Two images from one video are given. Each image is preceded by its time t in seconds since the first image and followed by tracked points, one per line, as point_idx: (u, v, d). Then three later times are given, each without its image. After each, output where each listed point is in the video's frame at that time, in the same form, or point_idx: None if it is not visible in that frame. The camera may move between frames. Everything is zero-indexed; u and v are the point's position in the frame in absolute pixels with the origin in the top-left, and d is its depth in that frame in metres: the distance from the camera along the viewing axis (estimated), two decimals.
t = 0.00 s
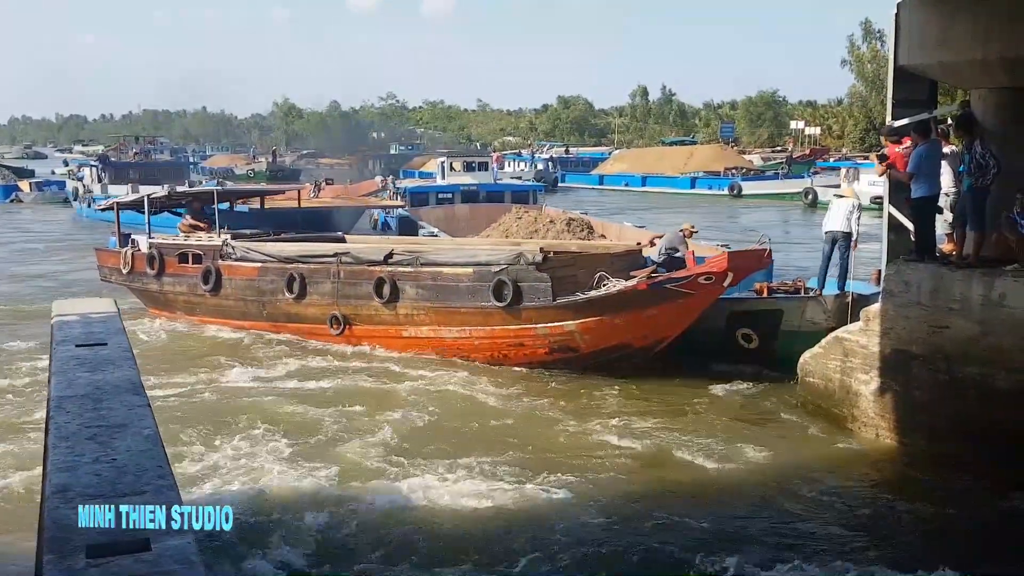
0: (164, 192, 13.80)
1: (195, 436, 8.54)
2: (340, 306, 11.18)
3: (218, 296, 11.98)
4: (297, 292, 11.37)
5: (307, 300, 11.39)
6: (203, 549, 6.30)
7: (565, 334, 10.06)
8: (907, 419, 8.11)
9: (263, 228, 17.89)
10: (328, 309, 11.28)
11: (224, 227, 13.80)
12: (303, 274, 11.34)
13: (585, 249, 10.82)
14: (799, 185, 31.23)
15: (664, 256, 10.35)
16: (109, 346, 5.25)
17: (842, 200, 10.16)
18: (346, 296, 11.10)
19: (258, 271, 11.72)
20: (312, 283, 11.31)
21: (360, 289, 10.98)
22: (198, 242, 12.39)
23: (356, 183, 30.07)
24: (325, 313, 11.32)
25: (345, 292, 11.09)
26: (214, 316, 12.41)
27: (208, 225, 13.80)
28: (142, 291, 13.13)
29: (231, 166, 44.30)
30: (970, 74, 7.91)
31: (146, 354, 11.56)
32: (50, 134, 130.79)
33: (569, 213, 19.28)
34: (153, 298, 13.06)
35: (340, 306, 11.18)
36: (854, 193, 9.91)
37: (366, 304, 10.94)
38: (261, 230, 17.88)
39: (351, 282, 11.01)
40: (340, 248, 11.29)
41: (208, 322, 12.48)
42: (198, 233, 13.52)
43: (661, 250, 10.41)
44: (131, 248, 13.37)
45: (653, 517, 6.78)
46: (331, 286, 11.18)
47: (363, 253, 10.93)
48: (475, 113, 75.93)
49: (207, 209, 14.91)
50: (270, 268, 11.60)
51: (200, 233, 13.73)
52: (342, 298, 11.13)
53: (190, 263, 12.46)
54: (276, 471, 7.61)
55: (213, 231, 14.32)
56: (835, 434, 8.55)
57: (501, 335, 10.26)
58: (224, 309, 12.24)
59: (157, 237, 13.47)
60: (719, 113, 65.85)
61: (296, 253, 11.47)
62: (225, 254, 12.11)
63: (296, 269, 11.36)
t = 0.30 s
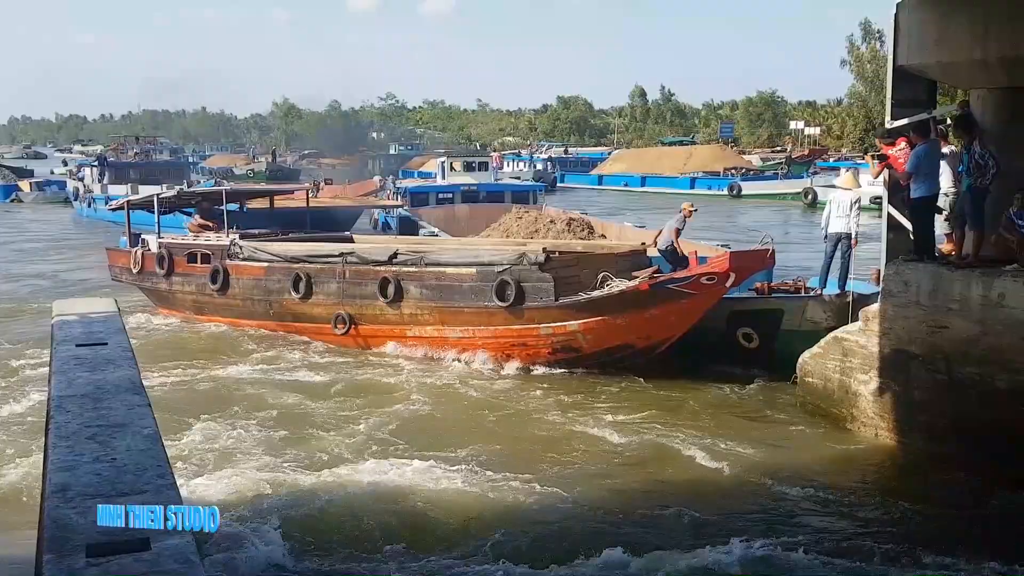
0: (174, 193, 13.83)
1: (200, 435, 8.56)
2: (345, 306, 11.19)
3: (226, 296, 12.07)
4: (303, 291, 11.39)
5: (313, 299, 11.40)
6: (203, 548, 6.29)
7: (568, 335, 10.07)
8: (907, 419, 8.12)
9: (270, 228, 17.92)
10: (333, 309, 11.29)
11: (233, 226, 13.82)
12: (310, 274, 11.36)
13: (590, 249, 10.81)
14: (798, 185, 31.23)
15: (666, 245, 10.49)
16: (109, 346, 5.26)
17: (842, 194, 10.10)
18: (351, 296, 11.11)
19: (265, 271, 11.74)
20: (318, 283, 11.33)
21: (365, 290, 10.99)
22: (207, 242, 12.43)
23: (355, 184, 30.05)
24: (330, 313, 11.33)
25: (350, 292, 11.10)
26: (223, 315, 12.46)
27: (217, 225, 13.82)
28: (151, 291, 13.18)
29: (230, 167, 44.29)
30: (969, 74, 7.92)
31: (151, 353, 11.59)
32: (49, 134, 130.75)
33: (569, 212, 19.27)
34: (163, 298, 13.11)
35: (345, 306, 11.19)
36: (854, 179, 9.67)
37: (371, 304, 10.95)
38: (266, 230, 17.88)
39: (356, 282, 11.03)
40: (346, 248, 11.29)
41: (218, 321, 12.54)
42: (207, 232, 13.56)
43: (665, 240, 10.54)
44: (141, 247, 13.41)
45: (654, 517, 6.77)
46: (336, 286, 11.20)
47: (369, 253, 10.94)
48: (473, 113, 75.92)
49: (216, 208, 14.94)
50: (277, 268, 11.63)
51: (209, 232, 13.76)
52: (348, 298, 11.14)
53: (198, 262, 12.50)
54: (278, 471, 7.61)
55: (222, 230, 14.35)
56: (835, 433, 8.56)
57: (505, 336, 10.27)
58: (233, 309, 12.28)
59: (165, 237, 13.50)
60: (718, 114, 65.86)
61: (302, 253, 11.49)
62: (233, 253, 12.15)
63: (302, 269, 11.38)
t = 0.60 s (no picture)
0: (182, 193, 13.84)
1: (206, 435, 8.56)
2: (350, 307, 11.20)
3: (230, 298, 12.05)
4: (309, 292, 11.43)
5: (318, 300, 11.44)
6: (203, 548, 6.30)
7: (569, 336, 10.07)
8: (905, 419, 8.13)
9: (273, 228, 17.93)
10: (338, 309, 11.32)
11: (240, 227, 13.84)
12: (315, 274, 11.38)
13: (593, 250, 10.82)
14: (797, 185, 31.23)
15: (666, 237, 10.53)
16: (109, 346, 5.26)
17: (841, 193, 10.08)
18: (356, 298, 11.12)
19: (271, 272, 11.75)
20: (323, 284, 11.34)
21: (368, 291, 11.00)
22: (214, 243, 12.44)
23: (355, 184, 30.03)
24: (335, 314, 11.36)
25: (355, 294, 11.11)
26: (231, 315, 12.48)
27: (225, 225, 13.84)
28: (160, 291, 13.21)
29: (229, 167, 44.27)
30: (968, 74, 7.93)
31: (155, 353, 11.59)
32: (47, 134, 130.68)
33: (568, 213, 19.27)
34: (171, 298, 13.14)
35: (349, 307, 11.21)
36: (853, 177, 9.61)
37: (374, 305, 10.95)
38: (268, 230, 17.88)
39: (360, 283, 11.03)
40: (350, 249, 11.28)
41: (226, 322, 12.56)
42: (215, 233, 13.58)
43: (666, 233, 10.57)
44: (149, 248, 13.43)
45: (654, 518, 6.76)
46: (341, 287, 11.21)
47: (373, 255, 10.90)
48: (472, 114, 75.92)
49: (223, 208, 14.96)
50: (282, 269, 11.64)
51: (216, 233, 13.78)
52: (352, 299, 11.16)
53: (206, 263, 12.52)
54: (278, 471, 7.61)
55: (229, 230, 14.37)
56: (834, 433, 8.57)
57: (507, 337, 10.27)
58: (240, 309, 12.30)
59: (173, 237, 13.52)
60: (716, 114, 65.88)
61: (307, 254, 11.50)
62: (240, 254, 12.17)
63: (307, 270, 11.39)
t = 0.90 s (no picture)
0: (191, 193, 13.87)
1: (209, 433, 8.57)
2: (354, 307, 11.22)
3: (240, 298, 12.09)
4: (314, 292, 11.45)
5: (323, 300, 11.46)
6: (202, 546, 6.29)
7: (570, 337, 10.05)
8: (903, 418, 8.13)
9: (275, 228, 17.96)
10: (342, 310, 11.34)
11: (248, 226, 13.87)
12: (320, 275, 11.39)
13: (596, 251, 10.84)
14: (797, 185, 31.24)
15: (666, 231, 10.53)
16: (108, 346, 5.26)
17: (840, 193, 10.09)
18: (360, 298, 11.13)
19: (276, 272, 11.77)
20: (328, 284, 11.35)
21: (372, 292, 11.00)
22: (222, 243, 12.47)
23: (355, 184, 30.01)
24: (339, 314, 11.38)
25: (359, 294, 11.12)
26: (238, 315, 12.50)
27: (232, 225, 13.87)
28: (170, 291, 13.24)
29: (228, 167, 44.23)
30: (967, 74, 7.94)
31: (159, 352, 11.60)
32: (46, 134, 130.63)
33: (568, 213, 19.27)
34: (180, 297, 13.18)
35: (353, 308, 11.23)
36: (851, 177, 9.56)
37: (378, 305, 10.96)
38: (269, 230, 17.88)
39: (364, 284, 11.04)
40: (354, 249, 11.29)
41: (233, 321, 12.60)
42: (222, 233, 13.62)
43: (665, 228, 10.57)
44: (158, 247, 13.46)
45: (653, 516, 6.76)
46: (345, 287, 11.22)
47: (376, 256, 10.92)
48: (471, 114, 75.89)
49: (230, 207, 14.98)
50: (288, 269, 11.67)
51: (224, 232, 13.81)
52: (356, 300, 11.17)
53: (214, 263, 12.55)
54: (278, 471, 7.61)
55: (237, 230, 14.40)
56: (833, 433, 8.58)
57: (509, 338, 10.28)
58: (246, 309, 12.32)
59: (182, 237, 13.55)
60: (715, 114, 65.88)
61: (312, 254, 11.51)
62: (246, 254, 12.20)
63: (312, 270, 11.41)
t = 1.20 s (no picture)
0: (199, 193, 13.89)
1: (211, 431, 8.58)
2: (357, 308, 11.23)
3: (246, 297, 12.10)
4: (319, 292, 11.45)
5: (327, 301, 11.47)
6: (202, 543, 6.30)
7: (570, 338, 10.06)
8: (901, 418, 8.15)
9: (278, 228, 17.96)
10: (346, 310, 11.35)
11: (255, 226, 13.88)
12: (324, 275, 11.41)
13: (598, 251, 10.86)
14: (796, 186, 31.26)
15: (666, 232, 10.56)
16: (109, 345, 5.26)
17: (838, 195, 10.13)
18: (363, 298, 11.14)
19: (282, 272, 11.79)
20: (332, 284, 11.37)
21: (376, 292, 11.02)
22: (229, 243, 12.49)
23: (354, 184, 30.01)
24: (342, 314, 11.40)
25: (363, 294, 11.13)
26: (243, 315, 12.52)
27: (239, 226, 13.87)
28: (178, 290, 13.27)
29: (227, 168, 44.20)
30: (965, 75, 7.96)
31: (160, 351, 11.61)
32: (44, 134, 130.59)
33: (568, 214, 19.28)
34: (188, 296, 13.21)
35: (357, 308, 11.24)
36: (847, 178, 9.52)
37: (381, 305, 10.97)
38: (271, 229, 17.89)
39: (367, 285, 11.05)
40: (358, 250, 11.30)
41: (239, 320, 12.61)
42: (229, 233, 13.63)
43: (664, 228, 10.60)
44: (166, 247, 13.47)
45: (652, 514, 6.77)
46: (349, 288, 11.24)
47: (380, 256, 10.94)
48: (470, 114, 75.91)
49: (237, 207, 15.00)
50: (293, 269, 11.69)
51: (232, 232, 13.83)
52: (360, 300, 11.18)
53: (221, 263, 12.56)
54: (278, 468, 7.62)
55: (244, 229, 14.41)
56: (832, 433, 8.59)
57: (510, 339, 10.29)
58: (252, 309, 12.35)
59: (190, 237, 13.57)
60: (714, 115, 65.92)
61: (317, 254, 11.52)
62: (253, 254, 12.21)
63: (316, 270, 11.43)
